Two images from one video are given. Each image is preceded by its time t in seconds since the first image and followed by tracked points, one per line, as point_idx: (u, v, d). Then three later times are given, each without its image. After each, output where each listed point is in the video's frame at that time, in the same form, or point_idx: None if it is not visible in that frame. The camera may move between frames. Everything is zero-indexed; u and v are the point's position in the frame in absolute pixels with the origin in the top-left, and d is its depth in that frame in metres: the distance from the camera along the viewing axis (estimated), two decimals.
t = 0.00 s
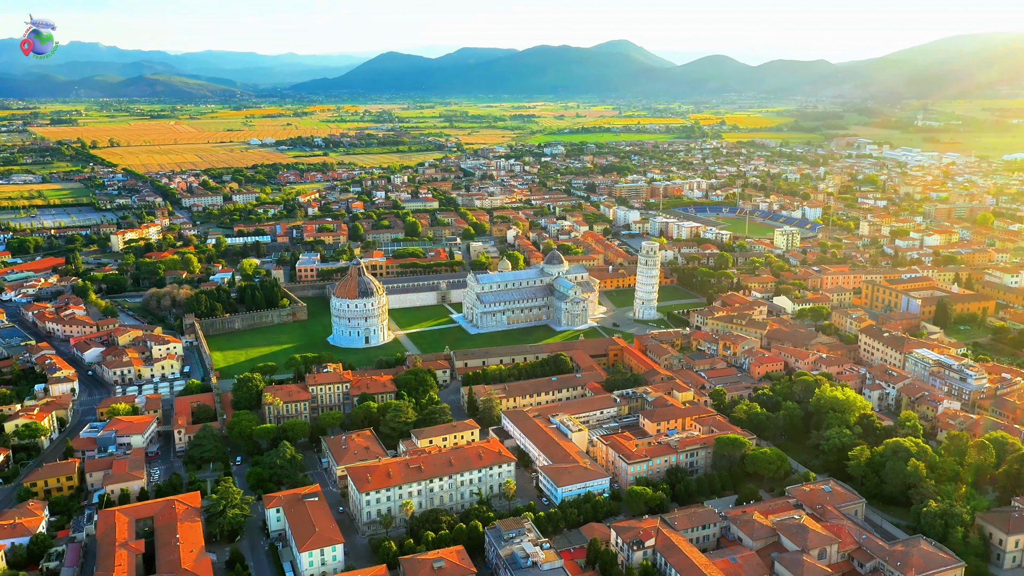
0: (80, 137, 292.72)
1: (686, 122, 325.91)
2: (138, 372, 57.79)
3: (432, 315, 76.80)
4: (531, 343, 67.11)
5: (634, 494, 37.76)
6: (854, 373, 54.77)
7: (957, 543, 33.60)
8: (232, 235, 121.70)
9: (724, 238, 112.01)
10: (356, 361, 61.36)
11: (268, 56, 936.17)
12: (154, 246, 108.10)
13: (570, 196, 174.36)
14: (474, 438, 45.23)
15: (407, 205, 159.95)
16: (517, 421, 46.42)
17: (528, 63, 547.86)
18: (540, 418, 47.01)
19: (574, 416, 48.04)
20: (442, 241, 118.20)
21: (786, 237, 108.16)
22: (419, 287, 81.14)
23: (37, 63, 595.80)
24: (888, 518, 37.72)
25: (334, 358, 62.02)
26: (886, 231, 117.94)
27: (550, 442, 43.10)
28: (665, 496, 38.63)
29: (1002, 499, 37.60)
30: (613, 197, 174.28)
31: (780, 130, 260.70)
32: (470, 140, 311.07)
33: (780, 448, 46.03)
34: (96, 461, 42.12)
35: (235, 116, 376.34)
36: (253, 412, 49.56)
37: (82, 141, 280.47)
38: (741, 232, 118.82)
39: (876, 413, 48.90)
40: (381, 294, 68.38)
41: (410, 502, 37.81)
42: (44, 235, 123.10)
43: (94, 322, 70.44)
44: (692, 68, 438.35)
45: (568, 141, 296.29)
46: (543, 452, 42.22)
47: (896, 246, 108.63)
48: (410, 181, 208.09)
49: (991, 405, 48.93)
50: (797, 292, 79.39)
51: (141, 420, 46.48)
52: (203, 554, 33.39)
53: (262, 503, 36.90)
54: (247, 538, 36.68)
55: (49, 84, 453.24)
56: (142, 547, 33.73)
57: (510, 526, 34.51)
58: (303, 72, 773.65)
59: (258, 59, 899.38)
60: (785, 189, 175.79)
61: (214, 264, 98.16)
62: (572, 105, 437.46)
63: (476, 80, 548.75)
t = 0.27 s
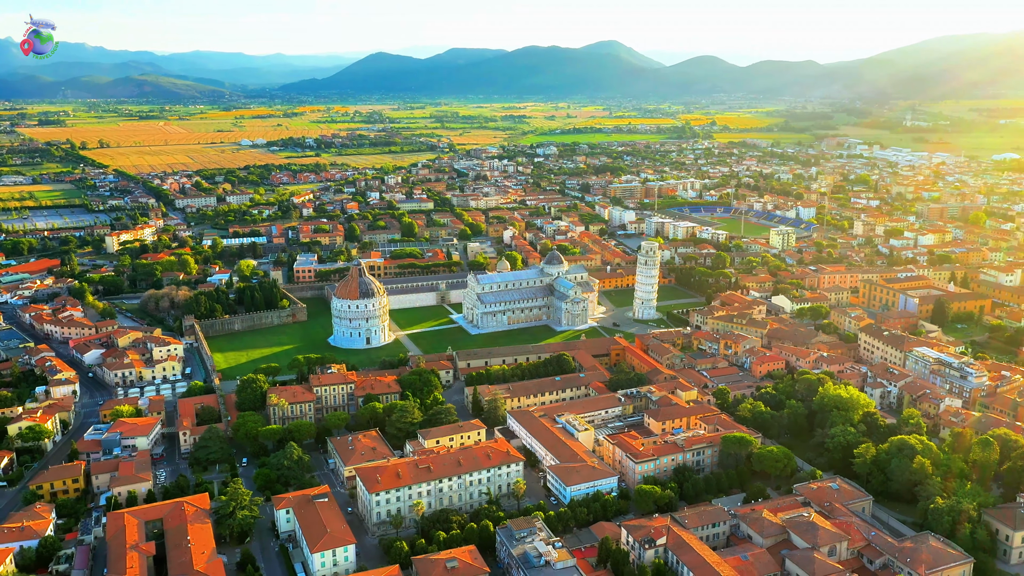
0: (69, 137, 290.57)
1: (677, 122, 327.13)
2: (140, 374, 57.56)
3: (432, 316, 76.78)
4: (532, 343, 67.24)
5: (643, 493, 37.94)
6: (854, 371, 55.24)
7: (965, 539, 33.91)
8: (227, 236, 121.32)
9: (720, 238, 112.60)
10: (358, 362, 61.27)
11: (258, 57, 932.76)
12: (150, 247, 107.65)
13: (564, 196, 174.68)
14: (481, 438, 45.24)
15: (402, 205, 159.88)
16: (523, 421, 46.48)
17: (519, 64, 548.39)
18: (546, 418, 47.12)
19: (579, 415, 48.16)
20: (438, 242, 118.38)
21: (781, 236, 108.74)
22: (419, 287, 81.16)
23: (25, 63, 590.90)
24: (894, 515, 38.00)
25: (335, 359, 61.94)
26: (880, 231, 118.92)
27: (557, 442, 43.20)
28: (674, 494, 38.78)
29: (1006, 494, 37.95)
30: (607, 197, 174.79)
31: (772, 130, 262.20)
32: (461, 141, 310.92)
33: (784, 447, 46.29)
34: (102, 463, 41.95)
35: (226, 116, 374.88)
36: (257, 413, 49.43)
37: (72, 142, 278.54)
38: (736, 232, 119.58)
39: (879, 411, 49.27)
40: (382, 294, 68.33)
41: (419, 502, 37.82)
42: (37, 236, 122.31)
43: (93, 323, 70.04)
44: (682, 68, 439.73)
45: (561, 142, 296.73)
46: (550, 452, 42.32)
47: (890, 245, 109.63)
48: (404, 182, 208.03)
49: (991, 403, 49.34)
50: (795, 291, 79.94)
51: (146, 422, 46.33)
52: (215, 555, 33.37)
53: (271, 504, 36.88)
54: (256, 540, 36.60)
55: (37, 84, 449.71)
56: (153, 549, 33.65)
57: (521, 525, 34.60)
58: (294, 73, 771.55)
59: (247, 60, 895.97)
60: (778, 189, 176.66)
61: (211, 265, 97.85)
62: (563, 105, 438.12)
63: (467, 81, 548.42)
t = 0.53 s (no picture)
0: (60, 138, 288.73)
1: (668, 122, 328.01)
2: (142, 376, 57.30)
3: (432, 316, 76.78)
4: (533, 343, 67.34)
5: (653, 492, 38.09)
6: (855, 370, 55.67)
7: (972, 535, 34.25)
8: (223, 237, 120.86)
9: (716, 238, 113.04)
10: (360, 363, 61.23)
11: (248, 57, 929.10)
12: (146, 249, 107.20)
13: (559, 197, 174.82)
14: (487, 438, 45.28)
15: (397, 206, 159.69)
16: (529, 421, 46.56)
17: (509, 64, 548.49)
18: (552, 417, 47.23)
19: (585, 414, 48.28)
20: (435, 242, 118.37)
21: (777, 236, 109.16)
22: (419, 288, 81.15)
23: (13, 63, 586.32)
24: (901, 512, 38.30)
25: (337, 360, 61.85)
26: (875, 231, 119.71)
27: (564, 442, 43.27)
28: (683, 493, 38.94)
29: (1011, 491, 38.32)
30: (602, 197, 175.11)
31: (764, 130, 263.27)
32: (453, 142, 310.61)
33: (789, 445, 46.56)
34: (108, 465, 41.78)
35: (216, 117, 373.18)
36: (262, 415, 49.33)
37: (62, 143, 276.74)
38: (732, 232, 120.12)
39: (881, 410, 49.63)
40: (383, 295, 68.25)
41: (429, 502, 37.84)
42: (31, 238, 121.47)
43: (92, 325, 69.67)
44: (673, 68, 440.67)
45: (553, 142, 296.95)
46: (558, 452, 42.38)
47: (885, 245, 110.37)
48: (398, 183, 207.74)
49: (992, 400, 49.80)
50: (793, 290, 80.36)
51: (151, 425, 46.14)
52: (226, 557, 33.32)
53: (281, 505, 36.84)
54: (266, 541, 36.53)
55: (26, 84, 446.27)
56: (164, 551, 33.56)
57: (533, 524, 34.69)
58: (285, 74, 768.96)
59: (237, 60, 892.53)
60: (772, 189, 177.48)
61: (208, 266, 97.43)
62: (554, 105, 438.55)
63: (458, 81, 547.86)
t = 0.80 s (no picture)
0: (50, 139, 286.88)
1: (659, 123, 328.80)
2: (144, 378, 57.02)
3: (432, 317, 76.77)
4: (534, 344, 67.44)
5: (662, 491, 38.20)
6: (857, 368, 56.07)
7: (981, 532, 34.52)
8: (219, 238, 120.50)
9: (712, 238, 113.48)
10: (363, 364, 61.16)
11: (238, 58, 925.55)
12: (142, 250, 106.74)
13: (554, 197, 175.05)
14: (494, 438, 45.33)
15: (392, 207, 159.53)
16: (535, 421, 46.65)
17: (499, 64, 548.39)
18: (558, 417, 47.35)
19: (590, 414, 48.44)
20: (432, 243, 118.39)
21: (773, 236, 109.68)
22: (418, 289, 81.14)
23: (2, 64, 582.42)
24: (908, 509, 38.57)
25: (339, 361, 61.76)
26: (870, 231, 120.49)
27: (572, 441, 43.36)
28: (691, 492, 39.11)
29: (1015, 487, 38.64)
30: (597, 198, 175.44)
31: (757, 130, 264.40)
32: (445, 142, 310.24)
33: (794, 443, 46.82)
34: (115, 468, 41.58)
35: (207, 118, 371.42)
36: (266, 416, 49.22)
37: (52, 143, 275.03)
38: (728, 232, 120.69)
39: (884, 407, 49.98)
40: (385, 295, 68.18)
41: (439, 502, 37.86)
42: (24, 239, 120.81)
43: (91, 327, 69.27)
44: (663, 68, 441.84)
45: (546, 142, 297.13)
46: (565, 451, 42.48)
47: (880, 244, 111.09)
48: (392, 183, 207.50)
49: (993, 397, 50.24)
50: (792, 290, 80.80)
51: (156, 427, 45.93)
52: (238, 558, 33.28)
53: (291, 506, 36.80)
54: (276, 543, 36.51)
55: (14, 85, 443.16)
56: (175, 553, 33.48)
57: (544, 524, 34.79)
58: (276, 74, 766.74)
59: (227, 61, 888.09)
60: (765, 188, 178.28)
61: (205, 268, 97.07)
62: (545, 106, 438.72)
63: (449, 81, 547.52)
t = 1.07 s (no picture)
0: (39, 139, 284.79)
1: (650, 122, 329.47)
2: (145, 379, 56.82)
3: (432, 316, 76.75)
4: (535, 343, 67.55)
5: (670, 488, 38.37)
6: (857, 365, 56.55)
7: (987, 527, 34.89)
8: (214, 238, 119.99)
9: (709, 236, 114.32)
10: (364, 363, 61.12)
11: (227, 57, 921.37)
12: (138, 250, 106.21)
13: (548, 196, 175.21)
14: (500, 437, 45.39)
15: (387, 206, 159.30)
16: (541, 419, 46.76)
17: (489, 63, 547.74)
18: (563, 416, 47.48)
19: (595, 412, 48.58)
20: (429, 242, 118.37)
21: (769, 234, 110.59)
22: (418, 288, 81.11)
23: None
24: (913, 506, 38.92)
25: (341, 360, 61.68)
26: (864, 229, 121.25)
27: (578, 440, 43.49)
28: (699, 489, 39.29)
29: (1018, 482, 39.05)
30: (591, 197, 175.74)
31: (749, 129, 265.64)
32: (436, 141, 309.86)
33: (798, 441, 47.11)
34: (121, 468, 41.43)
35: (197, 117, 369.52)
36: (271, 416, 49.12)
37: (42, 143, 273.00)
38: (724, 231, 121.31)
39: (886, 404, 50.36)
40: (385, 295, 68.14)
41: (449, 502, 37.90)
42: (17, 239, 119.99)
43: (89, 328, 68.89)
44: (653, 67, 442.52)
45: (539, 142, 297.37)
46: (572, 449, 42.60)
47: (874, 243, 111.85)
48: (386, 183, 207.18)
49: (994, 394, 50.77)
50: (790, 288, 81.28)
51: (160, 428, 45.78)
52: (250, 558, 33.22)
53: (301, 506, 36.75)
54: (286, 543, 36.47)
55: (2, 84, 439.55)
56: (186, 554, 33.41)
57: (555, 522, 34.90)
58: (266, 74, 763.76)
59: (216, 61, 883.61)
60: (758, 187, 179.03)
61: (202, 268, 96.67)
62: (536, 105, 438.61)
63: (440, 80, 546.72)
